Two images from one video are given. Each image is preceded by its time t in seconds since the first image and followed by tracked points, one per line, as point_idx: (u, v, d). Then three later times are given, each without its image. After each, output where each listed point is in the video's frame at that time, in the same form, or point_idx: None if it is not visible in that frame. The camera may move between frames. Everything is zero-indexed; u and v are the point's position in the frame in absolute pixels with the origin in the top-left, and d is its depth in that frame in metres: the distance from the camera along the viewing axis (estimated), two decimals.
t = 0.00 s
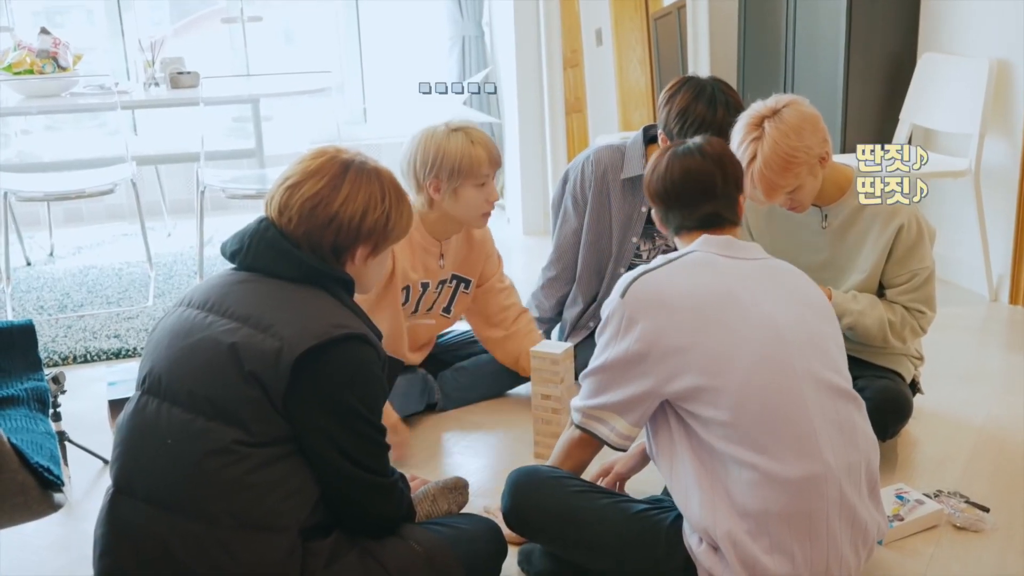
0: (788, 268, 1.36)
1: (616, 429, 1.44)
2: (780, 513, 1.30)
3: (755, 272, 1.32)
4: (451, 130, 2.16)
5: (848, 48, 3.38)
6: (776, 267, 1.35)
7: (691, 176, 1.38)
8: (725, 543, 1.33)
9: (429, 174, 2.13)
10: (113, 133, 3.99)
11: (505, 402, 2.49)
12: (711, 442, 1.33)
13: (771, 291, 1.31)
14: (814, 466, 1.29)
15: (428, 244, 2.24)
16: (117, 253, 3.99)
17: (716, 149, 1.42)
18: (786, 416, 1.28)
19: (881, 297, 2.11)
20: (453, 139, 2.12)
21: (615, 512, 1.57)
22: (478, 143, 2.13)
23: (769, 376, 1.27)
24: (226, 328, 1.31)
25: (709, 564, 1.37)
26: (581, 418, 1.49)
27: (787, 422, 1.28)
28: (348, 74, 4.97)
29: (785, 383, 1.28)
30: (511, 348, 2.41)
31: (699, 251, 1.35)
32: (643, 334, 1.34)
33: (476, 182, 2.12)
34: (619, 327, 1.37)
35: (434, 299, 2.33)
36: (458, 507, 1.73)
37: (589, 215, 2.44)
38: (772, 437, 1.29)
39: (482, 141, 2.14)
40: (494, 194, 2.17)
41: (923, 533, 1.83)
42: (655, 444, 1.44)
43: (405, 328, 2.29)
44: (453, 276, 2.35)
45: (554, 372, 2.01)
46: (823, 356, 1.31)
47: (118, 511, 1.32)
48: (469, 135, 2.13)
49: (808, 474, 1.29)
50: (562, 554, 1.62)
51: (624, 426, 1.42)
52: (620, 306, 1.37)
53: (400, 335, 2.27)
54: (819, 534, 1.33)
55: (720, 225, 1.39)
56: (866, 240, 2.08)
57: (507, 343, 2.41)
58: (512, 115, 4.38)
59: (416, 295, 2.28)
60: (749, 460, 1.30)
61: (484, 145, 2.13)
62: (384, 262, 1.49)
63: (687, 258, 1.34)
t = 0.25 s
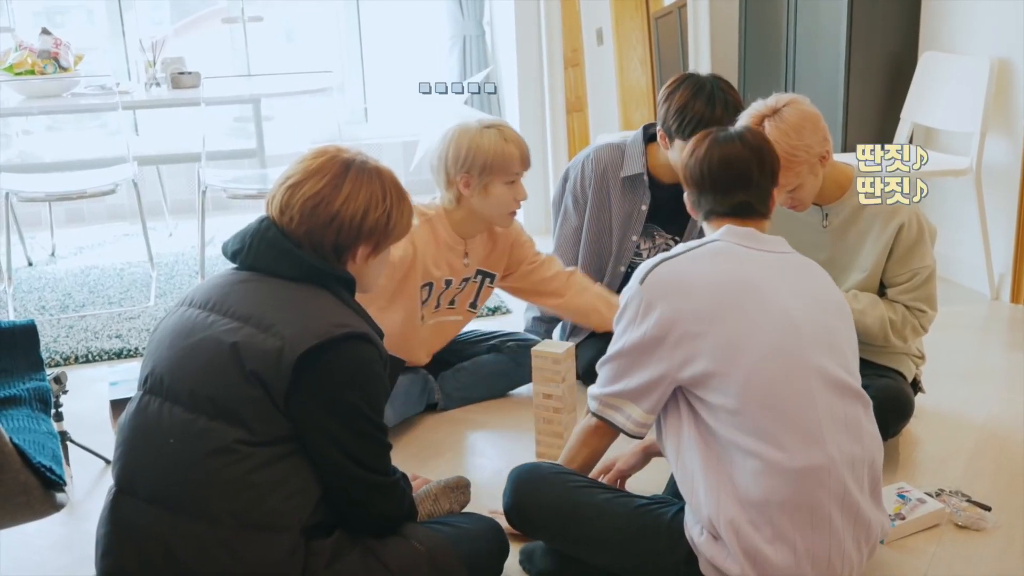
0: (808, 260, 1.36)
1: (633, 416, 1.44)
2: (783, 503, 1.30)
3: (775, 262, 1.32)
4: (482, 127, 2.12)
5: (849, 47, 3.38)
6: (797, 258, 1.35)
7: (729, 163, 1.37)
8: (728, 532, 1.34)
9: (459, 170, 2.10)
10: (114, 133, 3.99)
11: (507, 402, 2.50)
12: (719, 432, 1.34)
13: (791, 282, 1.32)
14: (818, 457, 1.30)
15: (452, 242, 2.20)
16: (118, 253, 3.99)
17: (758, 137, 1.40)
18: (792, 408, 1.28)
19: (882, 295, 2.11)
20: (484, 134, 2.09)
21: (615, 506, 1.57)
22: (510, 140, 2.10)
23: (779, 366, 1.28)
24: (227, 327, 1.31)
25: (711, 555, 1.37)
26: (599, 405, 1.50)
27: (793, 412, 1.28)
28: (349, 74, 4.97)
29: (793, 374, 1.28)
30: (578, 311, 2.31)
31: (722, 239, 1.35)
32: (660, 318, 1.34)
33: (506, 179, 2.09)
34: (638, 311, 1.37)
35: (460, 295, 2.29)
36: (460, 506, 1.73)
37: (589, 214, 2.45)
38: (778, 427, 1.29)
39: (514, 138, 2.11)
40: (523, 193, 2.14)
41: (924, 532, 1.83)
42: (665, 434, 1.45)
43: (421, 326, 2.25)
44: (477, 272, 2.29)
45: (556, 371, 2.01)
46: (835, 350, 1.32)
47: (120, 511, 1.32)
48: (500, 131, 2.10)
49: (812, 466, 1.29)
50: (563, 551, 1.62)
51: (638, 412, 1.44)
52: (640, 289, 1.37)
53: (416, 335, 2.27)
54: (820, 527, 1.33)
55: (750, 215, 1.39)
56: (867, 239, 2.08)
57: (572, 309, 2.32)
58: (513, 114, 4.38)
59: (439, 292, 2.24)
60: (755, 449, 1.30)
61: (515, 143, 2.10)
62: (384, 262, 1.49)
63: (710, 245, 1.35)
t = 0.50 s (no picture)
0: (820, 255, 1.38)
1: (644, 405, 1.46)
2: (783, 489, 1.32)
3: (786, 255, 1.34)
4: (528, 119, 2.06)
5: (850, 44, 3.38)
6: (808, 253, 1.37)
7: (757, 155, 1.38)
8: (728, 517, 1.35)
9: (498, 164, 2.04)
10: (115, 130, 3.99)
11: (508, 398, 2.50)
12: (724, 418, 1.36)
13: (803, 274, 1.33)
14: (819, 445, 1.32)
15: (487, 238, 2.15)
16: (120, 249, 3.99)
17: (785, 135, 1.42)
18: (797, 394, 1.30)
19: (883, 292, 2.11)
20: (528, 129, 2.02)
21: (617, 499, 1.57)
22: (554, 136, 2.03)
23: (783, 353, 1.30)
24: (228, 323, 1.31)
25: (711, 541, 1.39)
26: (611, 395, 1.51)
27: (794, 398, 1.30)
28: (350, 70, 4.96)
29: (797, 361, 1.30)
30: (614, 286, 2.25)
31: (738, 231, 1.36)
32: (674, 303, 1.36)
33: (547, 177, 2.03)
34: (651, 298, 1.39)
35: (493, 288, 2.25)
36: (461, 503, 1.73)
37: (585, 206, 2.47)
38: (780, 412, 1.31)
39: (558, 134, 2.04)
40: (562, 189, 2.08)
41: (925, 528, 1.83)
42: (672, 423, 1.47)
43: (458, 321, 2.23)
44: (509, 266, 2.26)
45: (556, 368, 2.01)
46: (841, 341, 1.34)
47: (122, 507, 1.32)
48: (547, 128, 2.03)
49: (812, 453, 1.31)
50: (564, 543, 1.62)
51: (649, 401, 1.45)
52: (654, 276, 1.39)
53: (448, 329, 2.26)
54: (819, 516, 1.34)
55: (770, 208, 1.40)
56: (867, 236, 2.08)
57: (609, 284, 2.25)
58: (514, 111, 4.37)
59: (477, 289, 2.21)
60: (756, 434, 1.33)
61: (560, 139, 2.04)
62: (384, 258, 1.49)
63: (725, 235, 1.36)
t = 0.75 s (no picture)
0: (826, 252, 1.38)
1: (650, 398, 1.46)
2: (788, 481, 1.32)
3: (793, 250, 1.34)
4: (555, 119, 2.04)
5: (853, 42, 3.37)
6: (815, 249, 1.37)
7: (772, 155, 1.38)
8: (733, 508, 1.36)
9: (523, 164, 2.03)
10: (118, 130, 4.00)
11: (511, 396, 2.50)
12: (731, 411, 1.36)
13: (811, 269, 1.33)
14: (824, 439, 1.32)
15: (508, 238, 2.14)
16: (123, 249, 4.00)
17: (802, 134, 1.42)
18: (803, 387, 1.31)
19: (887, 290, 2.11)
20: (556, 130, 2.01)
21: (622, 494, 1.57)
22: (581, 138, 2.01)
23: (790, 346, 1.30)
24: (232, 322, 1.32)
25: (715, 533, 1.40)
26: (618, 388, 1.51)
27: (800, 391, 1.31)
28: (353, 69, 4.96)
29: (803, 354, 1.30)
30: (634, 263, 2.24)
31: (748, 227, 1.36)
32: (683, 296, 1.36)
33: (572, 179, 2.01)
34: (660, 291, 1.39)
35: (514, 286, 2.25)
36: (464, 501, 1.73)
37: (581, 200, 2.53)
38: (786, 404, 1.31)
39: (585, 135, 2.03)
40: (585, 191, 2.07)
41: (929, 526, 1.83)
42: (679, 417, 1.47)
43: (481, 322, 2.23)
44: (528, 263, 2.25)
45: (559, 366, 2.01)
46: (848, 335, 1.34)
47: (126, 506, 1.32)
48: (574, 130, 2.02)
49: (817, 445, 1.31)
50: (567, 539, 1.63)
51: (655, 394, 1.45)
52: (662, 271, 1.39)
53: (470, 330, 2.26)
54: (823, 509, 1.35)
55: (781, 208, 1.40)
56: (870, 234, 2.08)
57: (630, 264, 2.25)
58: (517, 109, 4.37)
59: (499, 291, 2.20)
60: (761, 426, 1.33)
61: (587, 141, 2.02)
62: (387, 257, 1.49)
63: (736, 231, 1.36)
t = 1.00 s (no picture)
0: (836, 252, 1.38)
1: (659, 395, 1.46)
2: (795, 475, 1.32)
3: (803, 248, 1.34)
4: (559, 121, 2.04)
5: (861, 40, 3.36)
6: (826, 249, 1.37)
7: (788, 156, 1.38)
8: (740, 503, 1.36)
9: (528, 167, 2.03)
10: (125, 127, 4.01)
11: (517, 394, 2.50)
12: (740, 406, 1.36)
13: (823, 267, 1.33)
14: (833, 435, 1.32)
15: (514, 239, 2.14)
16: (130, 246, 4.01)
17: (818, 137, 1.41)
18: (813, 384, 1.30)
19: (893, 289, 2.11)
20: (561, 133, 2.01)
21: (628, 491, 1.57)
22: (586, 141, 2.01)
23: (799, 343, 1.30)
24: (239, 320, 1.32)
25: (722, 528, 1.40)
26: (627, 385, 1.51)
27: (809, 386, 1.31)
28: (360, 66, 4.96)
29: (812, 350, 1.30)
30: (641, 260, 2.24)
31: (761, 227, 1.36)
32: (694, 292, 1.36)
33: (578, 182, 2.01)
34: (672, 288, 1.39)
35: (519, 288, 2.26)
36: (470, 499, 1.74)
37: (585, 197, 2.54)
38: (795, 399, 1.31)
39: (590, 138, 2.03)
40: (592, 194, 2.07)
41: (935, 526, 1.82)
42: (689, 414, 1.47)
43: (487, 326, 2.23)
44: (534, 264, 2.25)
45: (565, 365, 2.02)
46: (859, 332, 1.34)
47: (133, 503, 1.33)
48: (579, 132, 2.02)
49: (825, 440, 1.31)
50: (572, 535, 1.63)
51: (665, 390, 1.45)
52: (673, 267, 1.39)
53: (475, 331, 2.25)
54: (831, 505, 1.34)
55: (794, 210, 1.40)
56: (876, 233, 2.07)
57: (638, 260, 2.24)
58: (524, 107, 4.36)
59: (505, 292, 2.20)
60: (770, 421, 1.33)
61: (592, 143, 2.02)
62: (394, 255, 1.49)
63: (748, 229, 1.36)
